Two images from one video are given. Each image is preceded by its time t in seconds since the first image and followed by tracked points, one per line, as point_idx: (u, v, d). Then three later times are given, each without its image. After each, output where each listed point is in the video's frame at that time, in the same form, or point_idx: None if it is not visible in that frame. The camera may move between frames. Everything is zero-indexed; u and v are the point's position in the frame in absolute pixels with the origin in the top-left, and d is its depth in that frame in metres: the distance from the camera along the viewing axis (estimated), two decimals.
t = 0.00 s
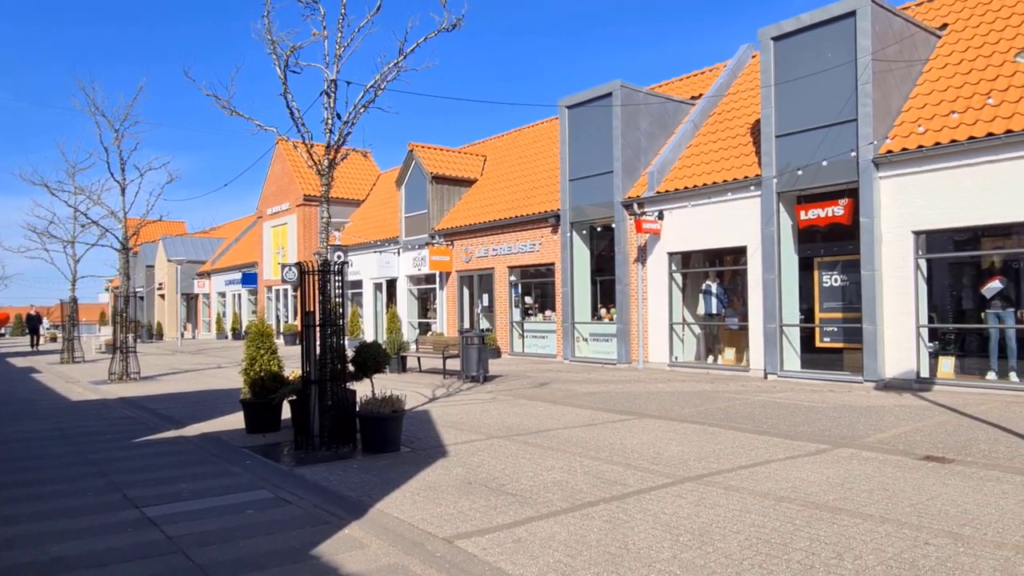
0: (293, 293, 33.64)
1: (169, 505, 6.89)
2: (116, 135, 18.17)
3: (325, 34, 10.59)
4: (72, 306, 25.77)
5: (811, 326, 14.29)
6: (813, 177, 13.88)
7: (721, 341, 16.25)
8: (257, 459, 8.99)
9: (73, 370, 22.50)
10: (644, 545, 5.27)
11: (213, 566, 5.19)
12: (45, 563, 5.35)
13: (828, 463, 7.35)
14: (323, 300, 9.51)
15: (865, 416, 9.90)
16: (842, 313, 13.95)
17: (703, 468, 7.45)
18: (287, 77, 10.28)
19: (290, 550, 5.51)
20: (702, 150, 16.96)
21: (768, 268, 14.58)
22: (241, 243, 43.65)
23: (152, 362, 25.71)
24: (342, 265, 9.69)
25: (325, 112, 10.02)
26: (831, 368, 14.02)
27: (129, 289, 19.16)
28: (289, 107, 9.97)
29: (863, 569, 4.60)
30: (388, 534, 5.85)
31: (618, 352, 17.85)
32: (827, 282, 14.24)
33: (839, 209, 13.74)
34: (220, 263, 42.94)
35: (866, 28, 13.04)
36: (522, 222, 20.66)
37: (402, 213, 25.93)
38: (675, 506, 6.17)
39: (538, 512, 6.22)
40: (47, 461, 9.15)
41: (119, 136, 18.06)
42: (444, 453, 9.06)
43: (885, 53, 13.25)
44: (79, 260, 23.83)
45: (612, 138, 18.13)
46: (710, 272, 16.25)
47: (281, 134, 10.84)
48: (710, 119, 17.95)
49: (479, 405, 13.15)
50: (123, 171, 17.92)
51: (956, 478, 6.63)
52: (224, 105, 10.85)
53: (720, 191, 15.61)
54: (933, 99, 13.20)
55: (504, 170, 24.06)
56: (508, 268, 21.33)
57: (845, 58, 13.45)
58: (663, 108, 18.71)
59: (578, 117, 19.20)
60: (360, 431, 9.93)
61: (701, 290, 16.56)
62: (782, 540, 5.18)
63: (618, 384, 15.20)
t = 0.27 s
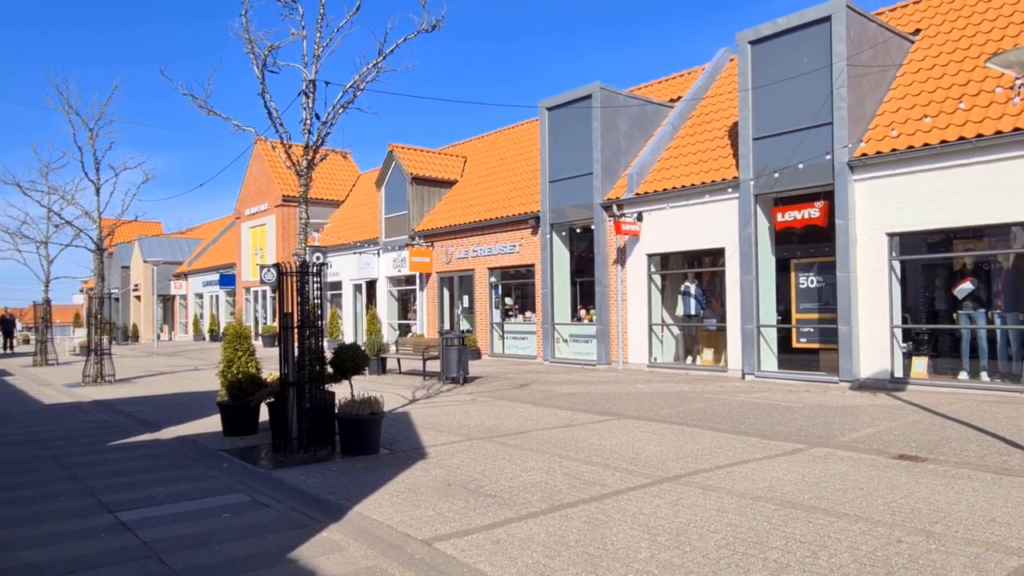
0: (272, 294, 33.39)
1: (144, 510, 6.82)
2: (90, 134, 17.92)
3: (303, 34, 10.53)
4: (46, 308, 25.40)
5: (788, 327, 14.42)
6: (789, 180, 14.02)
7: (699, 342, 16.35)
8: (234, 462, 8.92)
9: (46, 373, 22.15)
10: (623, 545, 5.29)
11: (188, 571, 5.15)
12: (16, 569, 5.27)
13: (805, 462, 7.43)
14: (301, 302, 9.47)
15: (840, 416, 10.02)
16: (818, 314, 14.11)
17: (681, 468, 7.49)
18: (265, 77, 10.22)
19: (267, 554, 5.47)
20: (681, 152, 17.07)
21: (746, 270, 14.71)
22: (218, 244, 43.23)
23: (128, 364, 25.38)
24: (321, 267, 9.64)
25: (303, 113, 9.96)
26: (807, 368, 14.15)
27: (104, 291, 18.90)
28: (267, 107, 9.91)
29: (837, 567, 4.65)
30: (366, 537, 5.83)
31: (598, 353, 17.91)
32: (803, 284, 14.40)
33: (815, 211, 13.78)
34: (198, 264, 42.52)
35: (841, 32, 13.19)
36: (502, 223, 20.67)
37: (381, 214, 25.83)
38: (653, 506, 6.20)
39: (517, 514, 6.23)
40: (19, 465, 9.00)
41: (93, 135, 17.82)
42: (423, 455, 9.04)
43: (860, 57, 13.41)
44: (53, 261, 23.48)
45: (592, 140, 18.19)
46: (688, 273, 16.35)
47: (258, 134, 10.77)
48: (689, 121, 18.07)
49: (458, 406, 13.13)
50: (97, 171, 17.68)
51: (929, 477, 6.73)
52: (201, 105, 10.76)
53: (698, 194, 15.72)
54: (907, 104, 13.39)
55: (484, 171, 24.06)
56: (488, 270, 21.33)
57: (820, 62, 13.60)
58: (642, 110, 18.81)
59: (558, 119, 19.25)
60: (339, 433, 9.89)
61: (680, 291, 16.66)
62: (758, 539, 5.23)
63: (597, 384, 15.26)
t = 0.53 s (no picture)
0: (252, 295, 33.15)
1: (122, 514, 6.75)
2: (67, 134, 17.72)
3: (284, 34, 10.48)
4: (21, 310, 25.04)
5: (768, 328, 14.52)
6: (769, 182, 14.14)
7: (680, 344, 16.43)
8: (214, 465, 8.84)
9: (21, 376, 21.83)
10: (604, 546, 5.31)
11: None
12: None
13: (784, 463, 7.49)
14: (282, 304, 9.40)
15: (819, 416, 10.10)
16: (798, 315, 14.17)
17: (662, 470, 7.53)
18: (245, 77, 10.16)
19: (246, 558, 5.44)
20: (662, 155, 17.16)
21: (726, 271, 14.84)
22: (198, 245, 42.86)
23: (105, 367, 25.09)
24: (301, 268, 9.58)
25: (284, 114, 9.91)
26: (786, 369, 14.25)
27: (81, 292, 18.68)
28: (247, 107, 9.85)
29: (816, 566, 4.70)
30: (347, 540, 5.80)
31: (580, 354, 17.94)
32: (783, 285, 14.46)
33: (794, 214, 13.99)
34: (177, 265, 42.12)
35: (819, 37, 13.33)
36: (484, 225, 20.66)
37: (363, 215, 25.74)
38: (634, 507, 6.23)
39: (498, 515, 6.23)
40: None
41: (70, 135, 17.61)
42: (405, 457, 9.02)
43: (838, 61, 13.56)
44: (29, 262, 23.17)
45: (574, 142, 18.25)
46: (669, 275, 16.42)
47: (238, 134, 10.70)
48: (670, 124, 18.17)
49: (440, 408, 13.11)
50: (74, 171, 17.47)
51: (905, 476, 6.81)
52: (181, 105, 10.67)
53: (679, 196, 15.81)
54: (884, 108, 13.54)
55: (466, 173, 24.05)
56: (471, 271, 21.31)
57: (799, 66, 13.73)
58: (624, 113, 18.90)
59: (540, 121, 19.28)
60: (319, 435, 9.84)
61: (661, 293, 16.73)
62: (738, 539, 5.27)
63: (579, 386, 15.30)
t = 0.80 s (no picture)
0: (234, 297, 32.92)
1: (100, 518, 6.67)
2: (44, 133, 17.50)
3: (266, 34, 10.42)
4: None
5: (749, 329, 14.66)
6: (750, 185, 14.24)
7: (663, 345, 16.50)
8: (194, 468, 8.76)
9: None
10: (586, 548, 5.33)
11: None
12: None
13: (765, 463, 7.54)
14: (263, 305, 9.35)
15: (799, 417, 10.18)
16: (778, 317, 14.31)
17: (644, 471, 7.56)
18: (226, 77, 10.09)
19: (226, 561, 5.40)
20: (645, 157, 17.24)
21: (708, 273, 14.93)
22: (178, 246, 42.49)
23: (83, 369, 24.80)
24: (283, 270, 9.52)
25: (266, 114, 9.86)
26: (767, 370, 14.38)
27: (58, 294, 18.45)
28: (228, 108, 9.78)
29: (795, 566, 4.74)
30: (329, 542, 5.78)
31: (563, 356, 17.96)
32: (763, 287, 14.63)
33: (774, 216, 14.11)
34: (157, 266, 41.73)
35: (800, 41, 13.45)
36: (467, 227, 20.66)
37: (346, 217, 25.64)
38: (616, 508, 6.25)
39: (481, 517, 6.23)
40: None
41: (48, 134, 17.40)
42: (387, 460, 8.99)
43: (818, 66, 13.69)
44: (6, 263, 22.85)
45: (557, 144, 18.28)
46: (652, 277, 16.50)
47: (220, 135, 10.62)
48: (652, 126, 18.26)
49: (423, 410, 13.08)
50: (52, 171, 17.27)
51: (884, 476, 6.89)
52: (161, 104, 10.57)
53: (661, 198, 15.89)
54: (863, 112, 13.69)
55: (450, 174, 24.03)
56: (454, 273, 21.29)
57: (780, 70, 13.84)
58: (607, 115, 18.96)
59: (523, 123, 19.30)
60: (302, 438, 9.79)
61: (644, 294, 16.81)
62: (719, 540, 5.30)
63: (562, 387, 15.32)
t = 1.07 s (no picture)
0: (216, 298, 32.67)
1: (78, 522, 6.60)
2: (22, 133, 17.29)
3: (248, 33, 10.37)
4: None
5: (731, 330, 14.71)
6: (732, 187, 14.34)
7: (646, 346, 16.56)
8: (174, 472, 8.67)
9: None
10: (570, 548, 5.34)
11: None
12: None
13: (747, 463, 7.59)
14: (245, 307, 9.28)
15: (780, 417, 10.26)
16: (760, 318, 14.38)
17: (627, 471, 7.59)
18: (208, 77, 10.03)
19: (207, 565, 5.36)
20: (628, 159, 17.30)
21: (691, 275, 15.02)
22: (159, 247, 42.13)
23: (62, 372, 24.50)
24: (265, 271, 9.46)
25: (248, 115, 9.80)
26: (749, 371, 14.42)
27: (36, 295, 18.22)
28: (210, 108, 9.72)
29: (776, 565, 4.78)
30: (311, 545, 5.75)
31: (547, 357, 17.98)
32: (745, 288, 14.66)
33: (756, 218, 14.27)
34: (137, 268, 41.35)
35: (780, 45, 13.57)
36: (451, 228, 20.64)
37: (329, 218, 25.53)
38: (599, 509, 6.27)
39: (464, 519, 6.23)
40: None
41: (25, 134, 17.19)
42: (371, 462, 8.96)
43: (799, 69, 13.81)
44: None
45: (541, 146, 18.32)
46: (635, 278, 16.55)
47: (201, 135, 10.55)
48: (635, 128, 18.34)
49: (407, 412, 13.05)
50: (29, 171, 17.06)
51: (863, 475, 6.96)
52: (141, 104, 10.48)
53: (644, 200, 15.96)
54: (843, 115, 13.82)
55: (433, 176, 24.00)
56: (438, 274, 21.26)
57: (761, 73, 13.95)
58: (590, 117, 19.02)
59: (507, 125, 19.31)
60: (283, 441, 9.72)
61: (627, 296, 16.87)
62: (701, 539, 5.33)
63: (546, 388, 15.33)
